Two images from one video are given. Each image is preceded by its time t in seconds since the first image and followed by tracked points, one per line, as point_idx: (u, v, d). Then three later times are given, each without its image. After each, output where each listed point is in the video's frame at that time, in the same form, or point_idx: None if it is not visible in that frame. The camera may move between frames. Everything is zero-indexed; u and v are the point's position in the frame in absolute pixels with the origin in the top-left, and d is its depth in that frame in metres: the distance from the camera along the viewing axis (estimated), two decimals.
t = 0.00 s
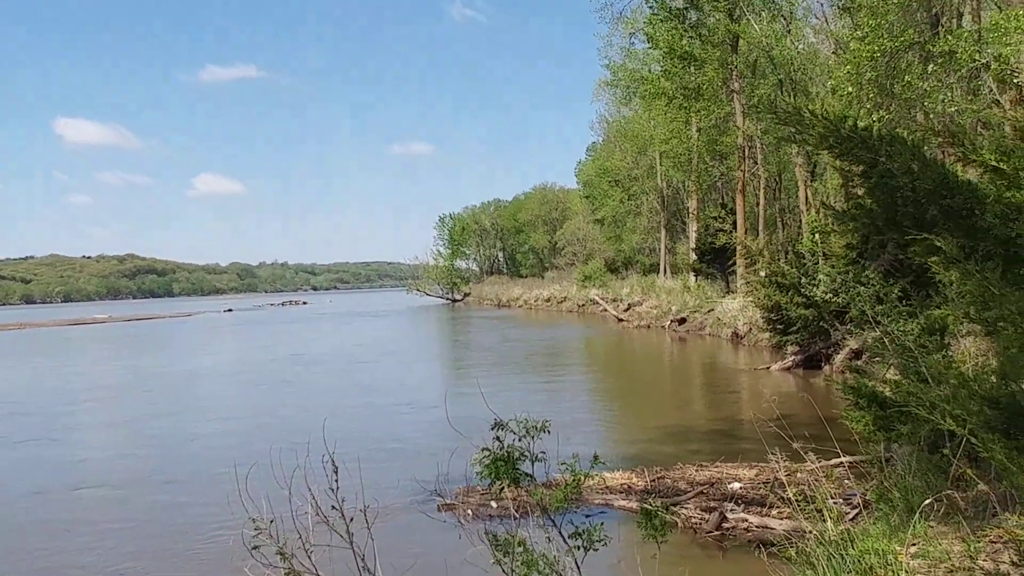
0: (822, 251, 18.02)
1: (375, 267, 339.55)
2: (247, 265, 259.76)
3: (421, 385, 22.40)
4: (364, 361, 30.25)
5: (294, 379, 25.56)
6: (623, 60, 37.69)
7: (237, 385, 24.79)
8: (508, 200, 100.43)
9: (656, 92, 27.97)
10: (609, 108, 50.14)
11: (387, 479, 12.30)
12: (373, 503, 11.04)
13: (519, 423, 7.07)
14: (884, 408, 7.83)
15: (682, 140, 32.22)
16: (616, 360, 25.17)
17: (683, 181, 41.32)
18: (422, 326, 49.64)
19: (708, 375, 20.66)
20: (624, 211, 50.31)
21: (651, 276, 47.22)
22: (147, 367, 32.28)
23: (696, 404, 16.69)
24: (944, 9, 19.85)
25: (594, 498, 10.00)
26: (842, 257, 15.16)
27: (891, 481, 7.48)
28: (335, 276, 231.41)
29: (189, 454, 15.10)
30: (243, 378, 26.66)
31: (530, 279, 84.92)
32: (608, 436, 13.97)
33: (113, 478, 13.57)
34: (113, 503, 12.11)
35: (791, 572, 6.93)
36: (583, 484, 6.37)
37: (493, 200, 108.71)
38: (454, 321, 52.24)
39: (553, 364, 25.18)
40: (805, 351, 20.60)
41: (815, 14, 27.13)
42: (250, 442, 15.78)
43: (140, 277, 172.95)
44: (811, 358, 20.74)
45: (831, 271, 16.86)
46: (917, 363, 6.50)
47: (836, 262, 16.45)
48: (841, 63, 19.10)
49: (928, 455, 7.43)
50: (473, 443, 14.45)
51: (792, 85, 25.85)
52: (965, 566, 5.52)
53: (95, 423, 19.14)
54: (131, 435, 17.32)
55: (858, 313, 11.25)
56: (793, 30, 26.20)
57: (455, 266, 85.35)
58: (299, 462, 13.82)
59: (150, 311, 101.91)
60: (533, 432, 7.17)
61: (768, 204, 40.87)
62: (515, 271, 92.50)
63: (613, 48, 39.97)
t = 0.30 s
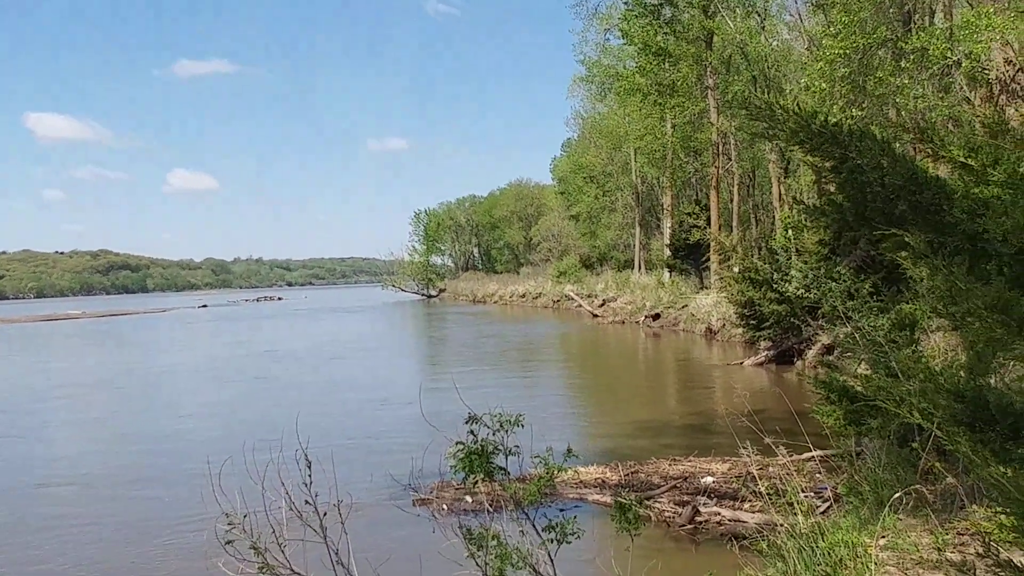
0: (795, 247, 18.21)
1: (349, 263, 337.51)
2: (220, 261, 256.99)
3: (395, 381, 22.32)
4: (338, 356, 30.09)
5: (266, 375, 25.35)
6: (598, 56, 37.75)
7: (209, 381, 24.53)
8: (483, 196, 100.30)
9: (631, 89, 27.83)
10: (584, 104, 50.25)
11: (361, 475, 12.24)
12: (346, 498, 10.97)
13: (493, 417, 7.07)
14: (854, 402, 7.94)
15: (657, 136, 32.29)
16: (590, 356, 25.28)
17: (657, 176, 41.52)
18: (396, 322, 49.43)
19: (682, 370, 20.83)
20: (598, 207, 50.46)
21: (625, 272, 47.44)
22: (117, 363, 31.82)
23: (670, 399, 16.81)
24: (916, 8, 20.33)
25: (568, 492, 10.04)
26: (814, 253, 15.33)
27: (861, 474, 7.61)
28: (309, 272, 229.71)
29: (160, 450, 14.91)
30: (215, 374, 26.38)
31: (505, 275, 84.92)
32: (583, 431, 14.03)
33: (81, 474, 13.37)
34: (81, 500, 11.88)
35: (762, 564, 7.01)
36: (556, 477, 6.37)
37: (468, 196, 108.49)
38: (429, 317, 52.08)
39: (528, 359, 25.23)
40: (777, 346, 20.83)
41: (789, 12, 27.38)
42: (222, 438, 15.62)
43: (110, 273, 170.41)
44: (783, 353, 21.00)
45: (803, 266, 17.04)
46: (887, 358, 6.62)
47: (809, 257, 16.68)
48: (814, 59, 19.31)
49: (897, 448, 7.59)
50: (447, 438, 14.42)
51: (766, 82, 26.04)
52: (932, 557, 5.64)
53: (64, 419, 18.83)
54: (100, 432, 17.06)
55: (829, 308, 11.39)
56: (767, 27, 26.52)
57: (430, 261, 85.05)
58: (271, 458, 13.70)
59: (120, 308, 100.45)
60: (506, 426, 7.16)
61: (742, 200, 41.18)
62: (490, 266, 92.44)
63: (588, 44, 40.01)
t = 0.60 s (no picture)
0: (771, 236, 18.36)
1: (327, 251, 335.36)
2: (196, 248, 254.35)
3: (373, 369, 22.22)
4: (315, 345, 29.93)
5: (243, 363, 25.17)
6: (577, 44, 37.77)
7: (185, 370, 24.31)
8: (463, 184, 100.04)
9: (610, 77, 28.02)
10: (563, 93, 50.28)
11: (338, 463, 12.19)
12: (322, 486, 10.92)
13: (469, 404, 7.05)
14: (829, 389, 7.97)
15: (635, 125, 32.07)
16: (568, 344, 25.34)
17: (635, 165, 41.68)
18: (375, 310, 49.25)
19: (659, 358, 20.94)
20: (577, 196, 50.53)
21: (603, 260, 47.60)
22: (90, 352, 31.42)
23: (648, 387, 16.88)
24: None
25: (546, 480, 10.07)
26: (790, 241, 15.44)
27: (836, 461, 7.70)
28: (286, 260, 228.03)
29: (134, 439, 14.75)
30: (191, 362, 26.15)
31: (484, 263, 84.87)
32: (561, 418, 14.07)
33: (52, 464, 13.18)
34: (52, 490, 11.72)
35: (738, 550, 7.08)
36: (532, 464, 6.38)
37: (447, 184, 108.16)
38: (407, 305, 51.92)
39: (506, 348, 25.25)
40: (754, 334, 21.02)
41: (767, 2, 27.55)
42: (197, 427, 15.49)
43: (83, 260, 168.12)
44: (760, 342, 21.20)
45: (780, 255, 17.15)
46: (862, 346, 6.67)
47: (785, 246, 16.82)
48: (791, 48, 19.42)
49: (870, 435, 7.69)
50: (425, 426, 14.42)
51: (743, 72, 26.09)
52: (905, 543, 5.72)
53: (35, 408, 18.57)
54: (72, 421, 16.84)
55: (805, 296, 11.47)
56: (743, 17, 27.05)
57: (409, 249, 84.82)
58: (247, 446, 13.61)
59: (94, 295, 99.34)
60: (483, 414, 7.14)
61: (720, 188, 41.41)
62: (469, 255, 92.32)
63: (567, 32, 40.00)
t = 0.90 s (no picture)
0: (750, 224, 18.47)
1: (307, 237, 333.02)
2: (174, 234, 251.41)
3: (352, 356, 22.16)
4: (294, 331, 29.79)
5: (222, 349, 25.01)
6: (559, 31, 37.67)
7: (162, 356, 24.11)
8: (444, 170, 99.62)
9: (591, 64, 27.90)
10: (545, 79, 50.17)
11: (317, 449, 12.17)
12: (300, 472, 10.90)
13: (448, 390, 7.04)
14: (807, 375, 8.07)
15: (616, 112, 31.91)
16: (548, 330, 25.41)
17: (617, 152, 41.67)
18: (355, 296, 49.07)
19: (639, 344, 21.05)
20: (558, 183, 50.51)
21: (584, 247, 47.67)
22: (66, 338, 31.06)
23: (628, 373, 16.96)
24: None
25: (525, 466, 10.11)
26: (770, 229, 15.57)
27: (812, 447, 7.78)
28: (265, 247, 226.32)
29: (110, 426, 14.62)
30: (169, 348, 25.96)
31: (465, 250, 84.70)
32: (541, 405, 14.12)
33: (27, 451, 13.05)
34: (27, 476, 11.61)
35: (715, 535, 7.16)
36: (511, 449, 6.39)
37: (428, 170, 107.67)
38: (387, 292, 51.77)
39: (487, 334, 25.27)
40: (733, 321, 21.18)
41: None
42: (174, 413, 15.39)
43: (58, 245, 165.85)
44: (739, 328, 21.38)
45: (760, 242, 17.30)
46: (839, 331, 6.74)
47: (764, 233, 16.93)
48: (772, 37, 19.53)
49: (846, 421, 7.77)
50: (405, 412, 14.42)
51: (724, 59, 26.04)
52: (880, 527, 5.81)
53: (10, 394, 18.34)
54: (47, 407, 16.67)
55: (784, 283, 11.59)
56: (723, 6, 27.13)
57: (389, 235, 84.43)
58: (224, 431, 13.54)
59: (70, 281, 97.91)
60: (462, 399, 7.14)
61: (700, 176, 41.55)
62: (450, 241, 92.09)
63: (549, 19, 39.86)
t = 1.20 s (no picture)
0: (731, 215, 18.56)
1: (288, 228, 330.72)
2: (153, 224, 248.83)
3: (333, 346, 22.09)
4: (275, 322, 29.62)
5: (202, 340, 24.81)
6: (542, 22, 37.54)
7: (141, 347, 23.86)
8: (426, 161, 99.18)
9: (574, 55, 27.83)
10: (527, 70, 50.03)
11: (297, 440, 12.13)
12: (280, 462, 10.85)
13: (426, 379, 7.01)
14: (785, 365, 8.25)
15: (598, 103, 31.96)
16: (531, 321, 25.45)
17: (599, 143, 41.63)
18: (337, 287, 48.83)
19: (620, 335, 21.15)
20: (540, 174, 50.46)
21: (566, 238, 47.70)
22: (43, 329, 30.65)
23: (609, 364, 17.04)
24: None
25: (506, 455, 10.14)
26: (751, 221, 15.63)
27: (791, 436, 7.87)
28: (246, 237, 224.51)
29: (87, 417, 14.46)
30: (148, 339, 25.71)
31: (447, 240, 84.44)
32: (523, 395, 14.16)
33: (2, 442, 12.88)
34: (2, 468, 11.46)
35: (694, 524, 7.21)
36: (491, 439, 6.39)
37: (410, 161, 107.12)
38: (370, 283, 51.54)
39: (469, 325, 25.27)
40: (714, 312, 21.34)
41: None
42: (152, 404, 15.27)
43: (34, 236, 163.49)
44: (720, 319, 21.56)
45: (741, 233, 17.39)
46: (817, 322, 6.77)
47: (746, 224, 17.01)
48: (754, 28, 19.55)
49: (825, 410, 7.84)
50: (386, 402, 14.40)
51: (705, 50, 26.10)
52: (857, 515, 5.90)
53: None
54: (23, 398, 16.47)
55: (764, 274, 11.67)
56: None
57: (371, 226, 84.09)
58: (202, 421, 13.44)
59: (46, 272, 96.56)
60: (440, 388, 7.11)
61: (682, 167, 41.66)
62: (433, 232, 91.78)
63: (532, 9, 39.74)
